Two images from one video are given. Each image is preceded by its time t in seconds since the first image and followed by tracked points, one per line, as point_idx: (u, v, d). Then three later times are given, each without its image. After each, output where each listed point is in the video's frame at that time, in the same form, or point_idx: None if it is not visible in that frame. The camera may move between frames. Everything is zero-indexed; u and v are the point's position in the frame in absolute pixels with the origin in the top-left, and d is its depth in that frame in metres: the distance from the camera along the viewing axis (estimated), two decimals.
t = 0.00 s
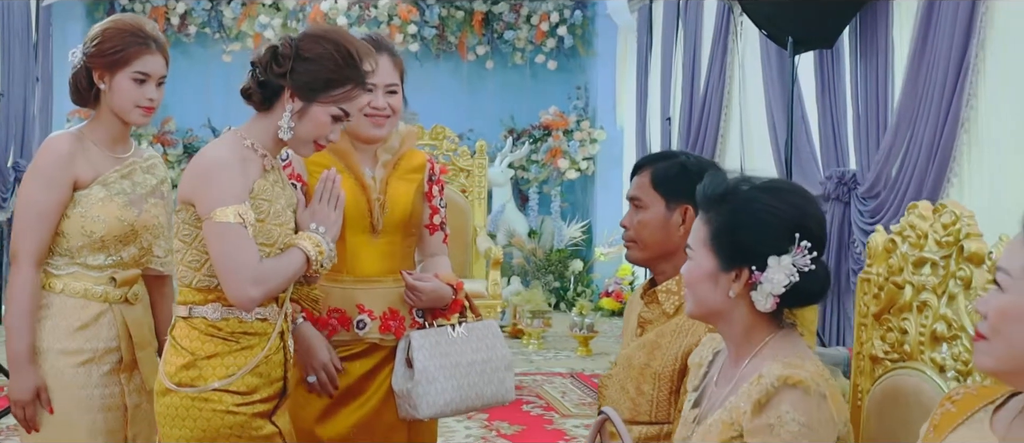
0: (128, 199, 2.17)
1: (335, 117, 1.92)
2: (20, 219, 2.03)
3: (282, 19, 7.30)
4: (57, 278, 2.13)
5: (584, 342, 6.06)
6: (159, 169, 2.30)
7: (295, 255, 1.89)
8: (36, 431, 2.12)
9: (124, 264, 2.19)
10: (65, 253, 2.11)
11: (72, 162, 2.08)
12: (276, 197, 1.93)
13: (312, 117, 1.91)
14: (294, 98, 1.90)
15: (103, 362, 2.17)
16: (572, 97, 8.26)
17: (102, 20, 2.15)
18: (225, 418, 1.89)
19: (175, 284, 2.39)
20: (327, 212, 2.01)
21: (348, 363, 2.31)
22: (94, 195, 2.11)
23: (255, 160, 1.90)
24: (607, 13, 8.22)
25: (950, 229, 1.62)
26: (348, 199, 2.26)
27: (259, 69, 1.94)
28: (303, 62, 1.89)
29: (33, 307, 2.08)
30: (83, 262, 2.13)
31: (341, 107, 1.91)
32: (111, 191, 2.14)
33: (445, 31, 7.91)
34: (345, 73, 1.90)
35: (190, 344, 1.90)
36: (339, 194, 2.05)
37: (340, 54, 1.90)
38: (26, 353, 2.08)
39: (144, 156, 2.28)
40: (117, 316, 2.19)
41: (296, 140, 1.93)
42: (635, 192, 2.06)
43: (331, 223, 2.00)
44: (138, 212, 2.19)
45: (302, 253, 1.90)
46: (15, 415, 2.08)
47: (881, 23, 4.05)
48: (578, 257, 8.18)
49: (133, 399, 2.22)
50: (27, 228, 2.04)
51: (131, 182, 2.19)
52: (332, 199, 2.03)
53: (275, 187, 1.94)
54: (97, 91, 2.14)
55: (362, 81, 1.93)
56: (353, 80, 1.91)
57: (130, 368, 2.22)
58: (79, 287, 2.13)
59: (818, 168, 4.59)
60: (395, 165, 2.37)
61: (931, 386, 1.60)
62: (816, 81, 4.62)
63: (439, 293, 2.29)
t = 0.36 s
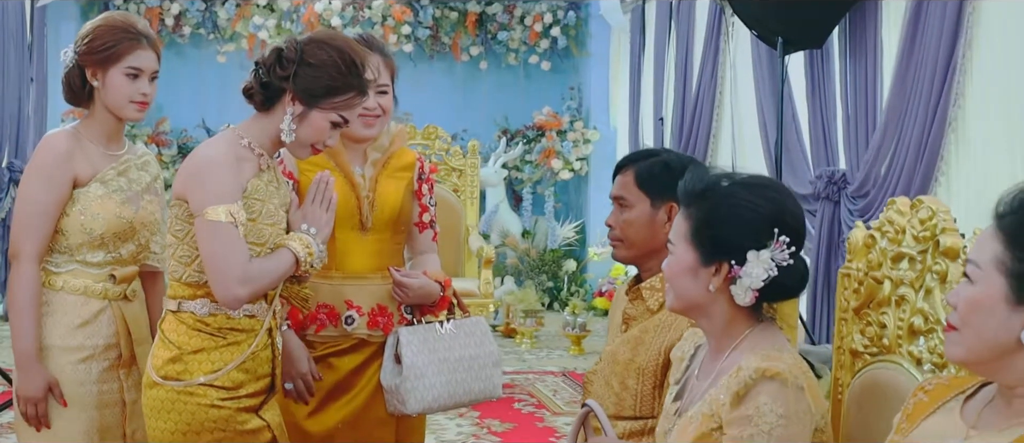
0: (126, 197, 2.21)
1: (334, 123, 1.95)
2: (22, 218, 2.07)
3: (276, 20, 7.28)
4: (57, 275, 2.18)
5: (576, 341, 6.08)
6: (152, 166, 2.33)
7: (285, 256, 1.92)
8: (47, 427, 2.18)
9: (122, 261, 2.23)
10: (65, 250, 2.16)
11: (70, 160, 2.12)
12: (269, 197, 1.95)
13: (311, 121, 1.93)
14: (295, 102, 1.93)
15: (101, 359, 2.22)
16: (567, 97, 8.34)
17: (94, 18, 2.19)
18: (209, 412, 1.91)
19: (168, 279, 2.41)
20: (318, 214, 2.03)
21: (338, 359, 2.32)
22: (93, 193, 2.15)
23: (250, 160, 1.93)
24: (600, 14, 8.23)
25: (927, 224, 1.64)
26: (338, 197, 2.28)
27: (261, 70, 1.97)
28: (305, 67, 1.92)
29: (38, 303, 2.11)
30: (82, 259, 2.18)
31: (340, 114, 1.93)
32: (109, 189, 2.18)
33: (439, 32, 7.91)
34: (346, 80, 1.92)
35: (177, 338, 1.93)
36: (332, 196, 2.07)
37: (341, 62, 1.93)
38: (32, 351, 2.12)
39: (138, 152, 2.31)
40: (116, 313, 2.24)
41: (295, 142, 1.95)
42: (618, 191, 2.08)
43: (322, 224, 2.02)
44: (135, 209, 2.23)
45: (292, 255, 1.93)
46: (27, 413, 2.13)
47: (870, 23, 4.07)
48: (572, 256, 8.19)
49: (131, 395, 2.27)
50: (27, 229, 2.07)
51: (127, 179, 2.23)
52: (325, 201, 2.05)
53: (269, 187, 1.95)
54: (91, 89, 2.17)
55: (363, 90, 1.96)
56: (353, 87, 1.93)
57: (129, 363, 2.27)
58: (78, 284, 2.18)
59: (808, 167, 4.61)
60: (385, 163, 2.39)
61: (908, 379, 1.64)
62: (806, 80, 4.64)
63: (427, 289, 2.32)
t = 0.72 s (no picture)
0: (121, 195, 2.24)
1: (333, 126, 1.96)
2: (22, 215, 2.09)
3: (271, 21, 7.30)
4: (53, 272, 2.20)
5: (569, 340, 6.10)
6: (146, 163, 2.35)
7: (275, 256, 1.94)
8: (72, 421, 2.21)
9: (118, 258, 2.26)
10: (61, 248, 2.19)
11: (67, 157, 2.14)
12: (264, 195, 1.97)
13: (310, 123, 1.95)
14: (296, 104, 1.95)
15: (95, 355, 2.24)
16: (561, 98, 8.30)
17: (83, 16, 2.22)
18: (198, 404, 1.95)
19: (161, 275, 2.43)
20: (311, 215, 2.03)
21: (330, 353, 2.35)
22: (89, 190, 2.18)
23: (247, 159, 1.95)
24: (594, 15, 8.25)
25: (906, 219, 1.68)
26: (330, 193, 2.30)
27: (265, 70, 1.99)
28: (307, 70, 1.94)
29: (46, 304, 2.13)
30: (78, 257, 2.20)
31: (339, 117, 1.95)
32: (104, 187, 2.21)
33: (433, 32, 7.88)
34: (346, 85, 1.94)
35: (168, 332, 1.96)
36: (327, 198, 2.07)
37: (343, 66, 1.94)
38: (52, 353, 2.13)
39: (132, 149, 2.33)
40: (112, 309, 2.27)
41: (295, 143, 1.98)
42: (603, 190, 2.11)
43: (315, 226, 2.03)
44: (130, 206, 2.26)
45: (282, 254, 1.95)
46: (54, 409, 2.17)
47: (860, 23, 4.10)
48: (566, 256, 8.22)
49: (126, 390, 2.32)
50: (27, 227, 2.08)
51: (122, 176, 2.26)
52: (320, 202, 2.05)
53: (264, 186, 1.98)
54: (84, 87, 2.19)
55: (363, 94, 1.97)
56: (353, 92, 1.95)
57: (124, 360, 2.31)
58: (75, 281, 2.21)
59: (799, 167, 4.63)
60: (376, 160, 2.41)
61: (886, 370, 1.67)
62: (797, 80, 4.67)
63: (418, 286, 2.35)
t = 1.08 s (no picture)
0: (113, 193, 2.26)
1: (333, 129, 1.98)
2: (22, 214, 2.12)
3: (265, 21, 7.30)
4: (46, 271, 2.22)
5: (562, 339, 6.13)
6: (139, 160, 2.38)
7: (270, 256, 1.96)
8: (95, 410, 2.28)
9: (110, 257, 2.29)
10: (54, 247, 2.21)
11: (59, 156, 2.17)
12: (264, 195, 2.01)
13: (309, 124, 1.98)
14: (296, 106, 1.97)
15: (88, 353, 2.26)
16: (555, 98, 8.35)
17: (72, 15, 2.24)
18: (190, 397, 1.97)
19: (156, 272, 2.44)
20: (308, 216, 2.06)
21: (322, 349, 2.36)
22: (80, 189, 2.20)
23: (248, 160, 1.98)
24: (588, 16, 8.27)
25: (886, 216, 1.70)
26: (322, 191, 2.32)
27: (267, 71, 2.01)
28: (308, 72, 1.95)
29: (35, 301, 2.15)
30: (70, 256, 2.23)
31: (339, 119, 1.97)
32: (96, 185, 2.23)
33: (428, 32, 7.94)
34: (347, 88, 1.96)
35: (163, 325, 1.98)
36: (326, 200, 2.09)
37: (344, 69, 1.96)
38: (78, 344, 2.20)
39: (125, 146, 2.36)
40: (104, 308, 2.29)
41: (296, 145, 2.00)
42: (589, 189, 2.13)
43: (313, 228, 2.06)
44: (122, 204, 2.28)
45: (277, 254, 1.97)
46: (93, 395, 2.25)
47: (850, 23, 4.11)
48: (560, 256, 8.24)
49: (116, 388, 2.33)
50: (27, 225, 2.12)
51: (114, 174, 2.27)
52: (318, 204, 2.08)
53: (265, 186, 2.01)
54: (76, 86, 2.21)
55: (363, 97, 1.99)
56: (354, 95, 1.97)
57: (116, 357, 2.33)
58: (68, 279, 2.23)
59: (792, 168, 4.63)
60: (369, 158, 2.41)
61: (868, 365, 1.69)
62: (789, 80, 4.68)
63: (410, 284, 2.37)
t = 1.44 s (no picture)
0: (105, 191, 2.28)
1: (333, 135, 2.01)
2: (14, 213, 2.15)
3: (261, 21, 7.35)
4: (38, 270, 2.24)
5: (556, 338, 6.15)
6: (133, 158, 2.40)
7: (266, 256, 1.98)
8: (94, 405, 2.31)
9: (102, 255, 2.31)
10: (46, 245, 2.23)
11: (50, 155, 2.19)
12: (261, 195, 2.03)
13: (308, 129, 2.00)
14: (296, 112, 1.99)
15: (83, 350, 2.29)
16: (549, 98, 8.36)
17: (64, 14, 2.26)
18: (185, 393, 1.99)
19: (151, 270, 2.47)
20: (305, 218, 2.08)
21: (315, 346, 2.39)
22: (71, 187, 2.22)
23: (247, 160, 2.01)
24: (583, 16, 8.29)
25: (868, 213, 1.73)
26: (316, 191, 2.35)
27: (270, 74, 2.03)
28: (310, 79, 1.97)
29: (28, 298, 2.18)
30: (62, 254, 2.25)
31: (339, 127, 1.99)
32: (87, 183, 2.25)
33: (423, 32, 7.91)
34: (348, 96, 1.97)
35: (158, 321, 2.00)
36: (323, 203, 2.12)
37: (347, 76, 1.98)
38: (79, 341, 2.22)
39: (118, 145, 2.38)
40: (96, 306, 2.32)
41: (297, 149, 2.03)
42: (577, 187, 2.15)
43: (309, 229, 2.08)
44: (114, 202, 2.30)
45: (272, 255, 1.99)
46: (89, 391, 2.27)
47: (842, 21, 4.11)
48: (554, 256, 8.26)
49: (112, 385, 2.36)
50: (20, 224, 2.15)
51: (105, 173, 2.29)
52: (315, 206, 2.11)
53: (263, 187, 2.04)
54: (64, 85, 2.24)
55: (365, 104, 2.01)
56: (355, 103, 1.99)
57: (110, 354, 2.36)
58: (60, 277, 2.25)
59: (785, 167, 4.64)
60: (362, 157, 2.43)
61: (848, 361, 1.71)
62: (781, 80, 4.70)
63: (403, 283, 2.39)
